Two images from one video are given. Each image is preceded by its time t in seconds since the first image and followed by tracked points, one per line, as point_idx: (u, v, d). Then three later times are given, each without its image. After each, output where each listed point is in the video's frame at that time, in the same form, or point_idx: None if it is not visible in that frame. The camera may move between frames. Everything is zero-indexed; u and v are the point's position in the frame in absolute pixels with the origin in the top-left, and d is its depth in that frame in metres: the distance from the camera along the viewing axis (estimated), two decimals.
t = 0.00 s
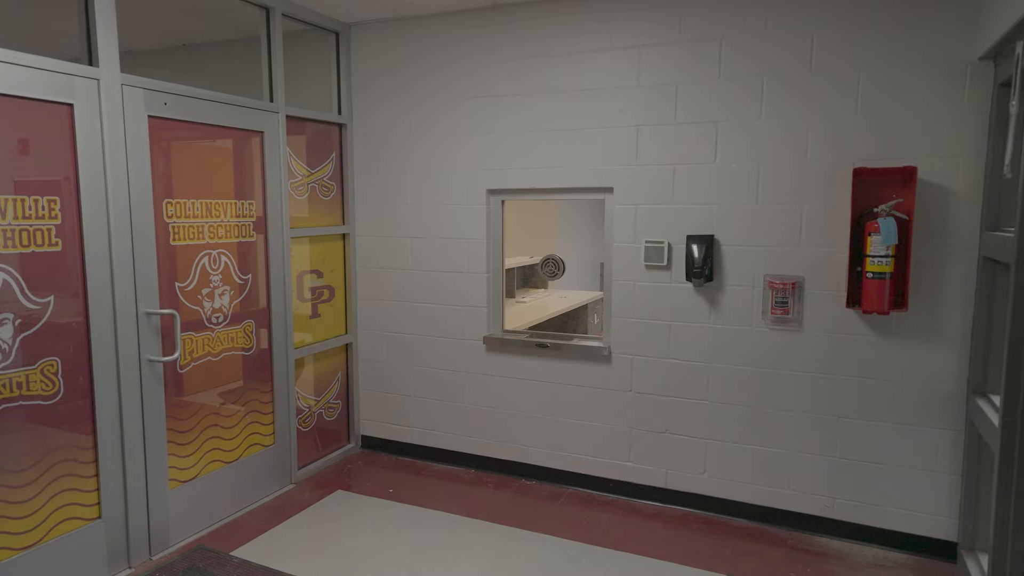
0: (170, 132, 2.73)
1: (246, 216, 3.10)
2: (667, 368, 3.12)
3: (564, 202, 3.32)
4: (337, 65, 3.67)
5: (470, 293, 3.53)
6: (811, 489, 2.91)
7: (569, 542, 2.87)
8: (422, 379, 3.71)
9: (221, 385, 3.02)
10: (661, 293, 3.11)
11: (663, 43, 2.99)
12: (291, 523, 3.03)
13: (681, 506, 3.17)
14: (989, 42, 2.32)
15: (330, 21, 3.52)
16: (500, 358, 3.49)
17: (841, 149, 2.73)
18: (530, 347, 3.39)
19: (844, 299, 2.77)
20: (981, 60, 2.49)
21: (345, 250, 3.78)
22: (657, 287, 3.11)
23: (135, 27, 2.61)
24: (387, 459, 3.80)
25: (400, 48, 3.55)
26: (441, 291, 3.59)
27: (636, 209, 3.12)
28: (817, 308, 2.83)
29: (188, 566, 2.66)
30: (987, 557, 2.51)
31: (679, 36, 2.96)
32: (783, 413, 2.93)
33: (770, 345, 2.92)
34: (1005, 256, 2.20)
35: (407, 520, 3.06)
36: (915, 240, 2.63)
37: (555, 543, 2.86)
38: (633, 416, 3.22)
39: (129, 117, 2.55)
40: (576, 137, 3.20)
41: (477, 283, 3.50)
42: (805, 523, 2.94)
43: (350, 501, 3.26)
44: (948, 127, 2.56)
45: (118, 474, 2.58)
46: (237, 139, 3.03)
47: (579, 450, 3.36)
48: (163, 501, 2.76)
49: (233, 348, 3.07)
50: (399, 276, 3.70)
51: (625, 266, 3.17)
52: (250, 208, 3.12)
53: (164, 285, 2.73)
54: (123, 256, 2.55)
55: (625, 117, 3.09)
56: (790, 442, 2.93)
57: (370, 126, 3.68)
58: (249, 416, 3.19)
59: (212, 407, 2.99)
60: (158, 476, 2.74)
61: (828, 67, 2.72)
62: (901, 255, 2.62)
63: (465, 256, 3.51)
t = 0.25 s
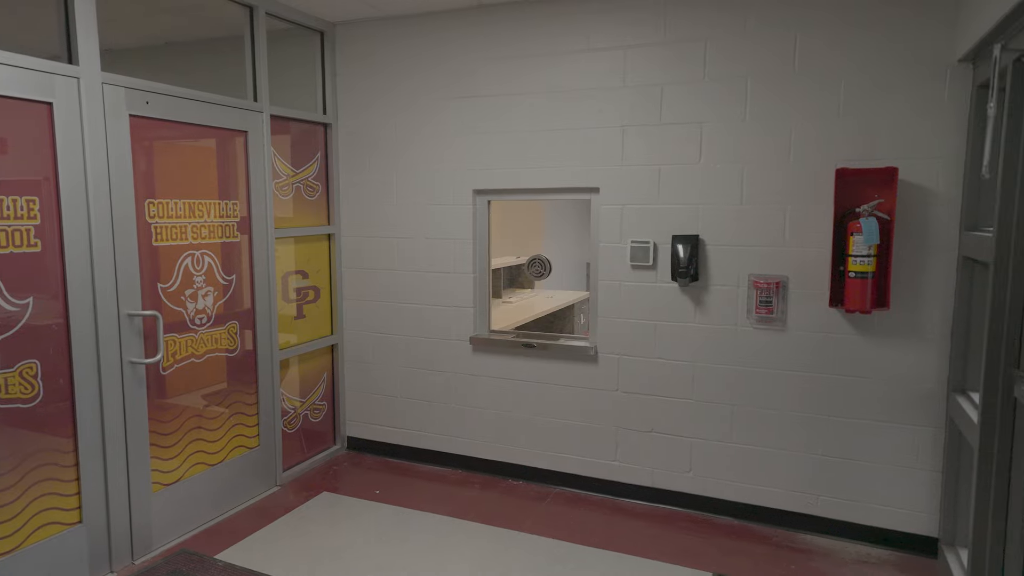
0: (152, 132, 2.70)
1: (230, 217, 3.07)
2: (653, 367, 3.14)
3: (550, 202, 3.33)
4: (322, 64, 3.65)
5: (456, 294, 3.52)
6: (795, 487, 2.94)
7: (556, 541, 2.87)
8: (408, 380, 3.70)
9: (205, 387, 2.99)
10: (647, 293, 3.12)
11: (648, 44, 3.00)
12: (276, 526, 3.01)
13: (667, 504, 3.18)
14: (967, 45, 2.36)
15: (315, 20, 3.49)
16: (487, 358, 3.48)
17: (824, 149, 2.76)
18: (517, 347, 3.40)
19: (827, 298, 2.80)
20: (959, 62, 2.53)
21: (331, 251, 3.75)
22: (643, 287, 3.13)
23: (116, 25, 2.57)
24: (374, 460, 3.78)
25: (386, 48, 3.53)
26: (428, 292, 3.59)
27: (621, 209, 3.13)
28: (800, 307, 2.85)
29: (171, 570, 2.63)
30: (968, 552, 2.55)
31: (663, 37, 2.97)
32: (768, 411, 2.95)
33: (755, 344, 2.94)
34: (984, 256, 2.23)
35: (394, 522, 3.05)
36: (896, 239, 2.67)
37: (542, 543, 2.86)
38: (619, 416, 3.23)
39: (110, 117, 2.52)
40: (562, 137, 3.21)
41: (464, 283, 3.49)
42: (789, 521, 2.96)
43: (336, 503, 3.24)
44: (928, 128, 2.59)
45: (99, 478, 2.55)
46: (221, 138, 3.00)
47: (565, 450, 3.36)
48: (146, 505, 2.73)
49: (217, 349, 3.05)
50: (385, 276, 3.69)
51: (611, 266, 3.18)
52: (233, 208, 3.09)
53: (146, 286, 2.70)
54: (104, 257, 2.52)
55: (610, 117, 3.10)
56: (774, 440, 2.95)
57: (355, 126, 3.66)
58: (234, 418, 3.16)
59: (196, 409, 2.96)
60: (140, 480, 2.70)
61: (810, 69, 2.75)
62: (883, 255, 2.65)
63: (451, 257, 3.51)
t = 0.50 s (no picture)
0: (136, 131, 2.67)
1: (216, 217, 3.05)
2: (640, 367, 3.15)
3: (539, 203, 3.33)
4: (309, 64, 3.63)
5: (444, 294, 3.51)
6: (782, 485, 2.96)
7: (545, 541, 2.88)
8: (397, 381, 3.69)
9: (191, 389, 2.97)
10: (635, 293, 3.13)
11: (635, 45, 3.01)
12: (263, 528, 2.99)
13: (655, 503, 3.20)
14: (949, 47, 2.39)
15: (301, 19, 3.48)
16: (475, 358, 3.48)
17: (809, 150, 2.78)
18: (505, 348, 3.39)
19: (813, 298, 2.83)
20: (942, 64, 2.56)
21: (318, 251, 3.73)
22: (631, 287, 3.14)
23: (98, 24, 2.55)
24: (362, 461, 3.77)
25: (373, 47, 3.52)
26: (416, 292, 3.58)
27: (609, 210, 3.14)
28: (787, 307, 2.87)
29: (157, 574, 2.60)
30: (951, 548, 2.58)
31: (650, 38, 2.98)
32: (755, 410, 2.97)
33: (741, 343, 2.96)
34: (966, 255, 2.26)
35: (382, 523, 3.03)
36: (880, 239, 2.69)
37: (531, 543, 2.86)
38: (607, 415, 3.24)
39: (93, 116, 2.49)
40: (550, 137, 3.21)
41: (452, 283, 3.49)
42: (776, 519, 2.98)
43: (324, 505, 3.22)
44: (911, 130, 2.62)
45: (83, 481, 2.52)
46: (206, 138, 2.98)
47: (554, 449, 3.37)
48: (131, 508, 2.70)
49: (203, 350, 3.02)
50: (373, 277, 3.67)
51: (600, 266, 3.19)
52: (219, 209, 3.07)
53: (131, 287, 2.68)
54: (87, 257, 2.49)
55: (598, 118, 3.11)
56: (761, 439, 2.97)
57: (342, 126, 3.65)
58: (220, 420, 3.13)
59: (181, 411, 2.93)
60: (125, 483, 2.68)
61: (796, 70, 2.77)
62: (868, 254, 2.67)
63: (440, 257, 3.50)
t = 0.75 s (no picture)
0: (120, 130, 2.64)
1: (202, 217, 3.02)
2: (629, 366, 3.16)
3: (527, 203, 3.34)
4: (296, 63, 3.61)
5: (433, 294, 3.51)
6: (769, 483, 2.98)
7: (534, 541, 2.88)
8: (385, 381, 3.68)
9: (177, 390, 2.94)
10: (623, 293, 3.14)
11: (623, 45, 3.02)
12: (250, 531, 2.97)
13: (644, 502, 3.21)
14: (932, 49, 2.41)
15: (288, 18, 3.46)
16: (464, 358, 3.48)
17: (796, 150, 2.80)
18: (494, 348, 3.39)
19: (799, 298, 2.85)
20: (925, 66, 2.59)
21: (306, 252, 3.71)
22: (619, 287, 3.14)
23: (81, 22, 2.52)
24: (351, 463, 3.75)
25: (361, 47, 3.51)
26: (404, 293, 3.57)
27: (597, 210, 3.14)
28: (773, 306, 2.89)
29: None
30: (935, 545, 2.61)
31: (638, 39, 2.99)
32: (742, 409, 2.99)
33: (729, 343, 2.98)
34: (949, 254, 2.29)
35: (370, 524, 3.02)
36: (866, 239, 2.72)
37: (520, 543, 2.86)
38: (596, 415, 3.25)
39: (76, 115, 2.47)
40: (539, 137, 3.21)
41: (441, 284, 3.48)
42: (763, 517, 3.00)
43: (312, 506, 3.20)
44: (896, 131, 2.65)
45: (67, 484, 2.49)
46: (192, 137, 2.95)
47: (543, 449, 3.37)
48: (115, 511, 2.68)
49: (189, 352, 3.00)
50: (361, 277, 3.66)
51: (588, 266, 3.19)
52: (206, 209, 3.04)
53: (115, 288, 2.65)
54: (70, 258, 2.46)
55: (586, 118, 3.12)
56: (748, 437, 2.99)
57: (330, 126, 3.63)
58: (207, 422, 3.11)
59: (167, 413, 2.90)
60: (110, 486, 2.65)
61: (782, 71, 2.79)
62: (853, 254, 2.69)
63: (428, 257, 3.49)
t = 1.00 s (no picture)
0: (102, 129, 2.61)
1: (185, 217, 2.99)
2: (615, 366, 3.17)
3: (513, 203, 3.34)
4: (280, 62, 3.58)
5: (419, 295, 3.50)
6: (754, 481, 3.00)
7: (521, 541, 2.88)
8: (371, 382, 3.66)
9: (160, 393, 2.91)
10: (609, 293, 3.15)
11: (608, 46, 3.03)
12: (235, 533, 2.95)
13: (630, 501, 3.22)
14: (913, 51, 2.44)
15: (272, 17, 3.43)
16: (450, 359, 3.47)
17: (780, 151, 2.82)
18: (481, 348, 3.39)
19: (783, 297, 2.87)
20: (906, 68, 2.62)
21: (291, 253, 3.69)
22: (605, 287, 3.16)
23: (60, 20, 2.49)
24: (337, 464, 3.73)
25: (345, 47, 3.49)
26: (390, 293, 3.56)
27: (583, 210, 3.15)
28: (758, 305, 2.91)
29: None
30: (917, 540, 2.64)
31: (624, 39, 3.00)
32: (727, 408, 3.01)
33: (714, 342, 3.00)
34: (930, 254, 2.31)
35: (357, 525, 3.01)
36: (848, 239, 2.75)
37: (506, 543, 2.86)
38: (582, 414, 3.26)
39: (56, 114, 2.43)
40: (525, 138, 3.21)
41: (427, 284, 3.47)
42: (748, 514, 3.02)
43: (298, 508, 3.18)
44: (877, 131, 2.68)
45: (47, 488, 2.46)
46: (175, 137, 2.92)
47: (530, 449, 3.37)
48: (98, 515, 2.64)
49: (172, 353, 2.97)
50: (347, 278, 3.64)
51: (574, 266, 3.20)
52: (189, 209, 3.02)
53: (97, 289, 2.62)
54: (50, 259, 2.43)
55: (572, 119, 3.12)
56: (733, 436, 3.01)
57: (315, 126, 3.61)
58: (190, 424, 3.08)
59: (150, 416, 2.87)
60: (92, 489, 2.62)
61: (766, 72, 2.81)
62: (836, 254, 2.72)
63: (414, 257, 3.48)
